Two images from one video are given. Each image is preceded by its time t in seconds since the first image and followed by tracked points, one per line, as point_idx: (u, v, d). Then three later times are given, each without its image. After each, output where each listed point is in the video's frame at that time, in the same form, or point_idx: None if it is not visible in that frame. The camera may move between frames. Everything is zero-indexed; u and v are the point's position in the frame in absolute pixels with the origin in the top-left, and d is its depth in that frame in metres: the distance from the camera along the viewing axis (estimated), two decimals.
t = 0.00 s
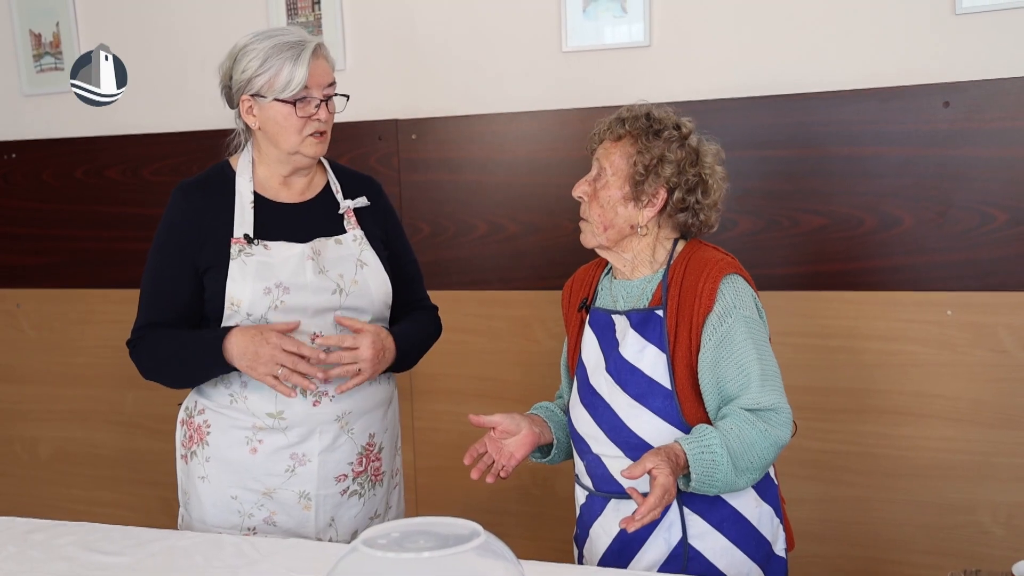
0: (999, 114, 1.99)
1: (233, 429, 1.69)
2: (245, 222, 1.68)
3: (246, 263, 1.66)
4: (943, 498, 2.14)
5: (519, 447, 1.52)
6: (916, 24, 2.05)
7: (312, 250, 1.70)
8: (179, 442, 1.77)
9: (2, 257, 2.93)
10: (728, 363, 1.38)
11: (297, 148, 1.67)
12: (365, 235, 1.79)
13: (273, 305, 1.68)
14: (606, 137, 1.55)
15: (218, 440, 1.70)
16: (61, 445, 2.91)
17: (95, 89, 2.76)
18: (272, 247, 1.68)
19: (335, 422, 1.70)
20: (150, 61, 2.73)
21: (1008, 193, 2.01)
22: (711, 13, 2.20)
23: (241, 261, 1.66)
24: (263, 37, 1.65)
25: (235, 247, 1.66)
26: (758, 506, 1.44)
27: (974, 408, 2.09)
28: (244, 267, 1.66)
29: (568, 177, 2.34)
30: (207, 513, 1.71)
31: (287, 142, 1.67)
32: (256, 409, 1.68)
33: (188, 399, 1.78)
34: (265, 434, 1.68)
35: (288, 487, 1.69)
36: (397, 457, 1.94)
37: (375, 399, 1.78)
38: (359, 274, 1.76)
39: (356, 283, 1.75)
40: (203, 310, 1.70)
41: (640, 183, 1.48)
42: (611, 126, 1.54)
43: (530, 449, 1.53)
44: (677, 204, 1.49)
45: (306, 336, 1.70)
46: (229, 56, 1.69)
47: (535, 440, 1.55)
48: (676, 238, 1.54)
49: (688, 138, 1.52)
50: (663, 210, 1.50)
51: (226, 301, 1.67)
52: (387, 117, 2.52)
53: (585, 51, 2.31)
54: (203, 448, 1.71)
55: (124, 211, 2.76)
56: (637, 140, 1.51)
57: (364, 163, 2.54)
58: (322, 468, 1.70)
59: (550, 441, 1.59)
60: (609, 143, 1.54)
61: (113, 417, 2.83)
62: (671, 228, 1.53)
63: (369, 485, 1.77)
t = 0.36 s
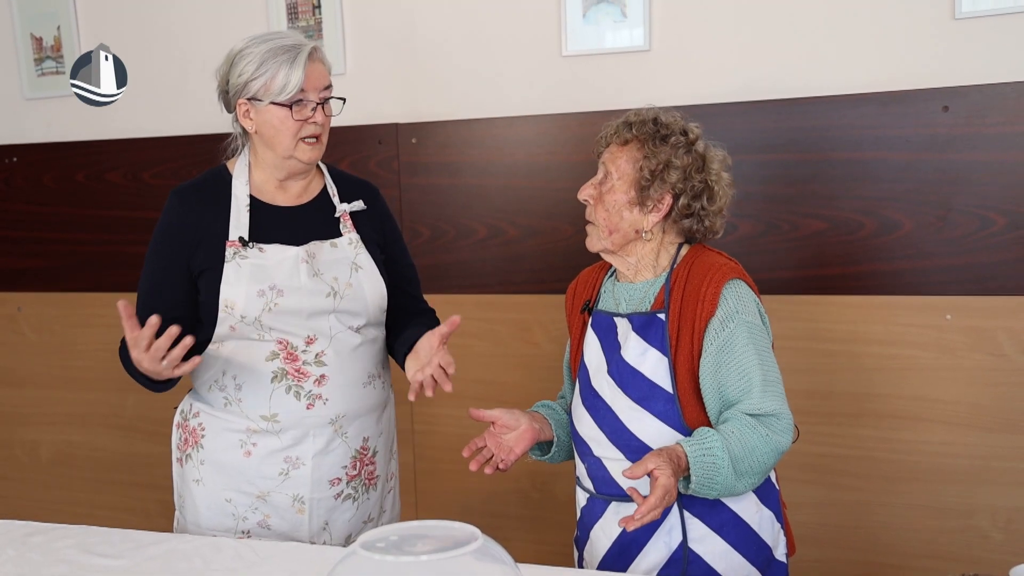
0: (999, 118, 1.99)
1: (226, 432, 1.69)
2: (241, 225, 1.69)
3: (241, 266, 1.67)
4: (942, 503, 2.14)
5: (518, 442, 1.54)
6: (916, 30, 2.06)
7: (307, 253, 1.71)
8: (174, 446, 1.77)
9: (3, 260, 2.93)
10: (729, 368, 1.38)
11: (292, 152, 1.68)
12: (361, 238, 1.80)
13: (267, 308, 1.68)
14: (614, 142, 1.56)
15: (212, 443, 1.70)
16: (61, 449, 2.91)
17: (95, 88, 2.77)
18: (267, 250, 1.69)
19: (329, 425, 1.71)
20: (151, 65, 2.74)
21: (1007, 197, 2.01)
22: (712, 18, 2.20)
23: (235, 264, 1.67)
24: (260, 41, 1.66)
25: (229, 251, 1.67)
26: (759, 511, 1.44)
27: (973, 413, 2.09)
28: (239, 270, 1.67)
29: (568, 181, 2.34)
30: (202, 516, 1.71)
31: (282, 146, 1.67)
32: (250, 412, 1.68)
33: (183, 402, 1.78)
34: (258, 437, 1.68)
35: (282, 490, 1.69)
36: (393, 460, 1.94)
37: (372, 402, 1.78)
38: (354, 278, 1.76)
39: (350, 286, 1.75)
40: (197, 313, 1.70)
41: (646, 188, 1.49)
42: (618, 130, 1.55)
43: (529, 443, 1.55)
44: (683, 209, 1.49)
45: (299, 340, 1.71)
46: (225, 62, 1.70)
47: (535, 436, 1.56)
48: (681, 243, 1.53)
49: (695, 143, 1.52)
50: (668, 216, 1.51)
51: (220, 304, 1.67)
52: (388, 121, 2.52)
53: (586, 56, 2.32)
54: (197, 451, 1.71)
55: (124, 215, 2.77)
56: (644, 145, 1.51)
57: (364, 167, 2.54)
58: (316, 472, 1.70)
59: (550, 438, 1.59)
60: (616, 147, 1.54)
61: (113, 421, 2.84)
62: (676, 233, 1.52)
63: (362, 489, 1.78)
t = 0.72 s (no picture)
0: (998, 121, 1.99)
1: (226, 434, 1.71)
2: (239, 230, 1.69)
3: (240, 270, 1.67)
4: (942, 505, 2.14)
5: (522, 440, 1.54)
6: (916, 32, 2.06)
7: (305, 256, 1.72)
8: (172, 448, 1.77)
9: (3, 262, 2.94)
10: (737, 370, 1.38)
11: (290, 158, 1.68)
12: (358, 241, 1.80)
13: (267, 311, 1.68)
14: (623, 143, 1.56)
15: (212, 445, 1.71)
16: (61, 451, 2.92)
17: (94, 88, 2.78)
18: (265, 254, 1.69)
19: (328, 427, 1.71)
20: (152, 67, 2.74)
21: (1006, 200, 2.01)
22: (711, 21, 2.21)
23: (234, 268, 1.67)
24: (258, 46, 1.66)
25: (228, 255, 1.67)
26: (761, 514, 1.44)
27: (973, 415, 2.09)
28: (238, 274, 1.67)
29: (568, 183, 2.35)
30: (200, 517, 1.72)
31: (281, 151, 1.67)
32: (250, 414, 1.68)
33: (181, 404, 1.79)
34: (258, 439, 1.69)
35: (281, 491, 1.69)
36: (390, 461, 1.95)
37: (372, 403, 1.79)
38: (352, 281, 1.76)
39: (349, 290, 1.75)
40: (195, 318, 1.70)
41: (654, 190, 1.49)
42: (627, 130, 1.55)
43: (532, 442, 1.55)
44: (691, 212, 1.50)
45: (298, 342, 1.71)
46: (223, 63, 1.70)
47: (538, 433, 1.56)
48: (687, 245, 1.54)
49: (704, 147, 1.53)
50: (675, 218, 1.51)
51: (219, 307, 1.67)
52: (388, 123, 2.53)
53: (586, 58, 2.32)
54: (196, 454, 1.73)
55: (124, 216, 2.77)
56: (653, 146, 1.52)
57: (364, 169, 2.55)
58: (315, 473, 1.70)
59: (553, 437, 1.59)
60: (625, 147, 1.54)
61: (113, 423, 2.84)
62: (682, 236, 1.53)
63: (361, 490, 1.78)
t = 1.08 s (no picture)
0: (998, 123, 1.99)
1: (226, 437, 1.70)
2: (239, 230, 1.69)
3: (241, 272, 1.67)
4: (942, 507, 2.14)
5: (537, 435, 1.54)
6: (915, 34, 2.06)
7: (306, 259, 1.72)
8: (170, 450, 1.78)
9: (4, 263, 2.94)
10: (740, 371, 1.38)
11: (291, 156, 1.68)
12: (358, 243, 1.80)
13: (268, 313, 1.68)
14: (637, 141, 1.56)
15: (211, 448, 1.70)
16: (62, 452, 2.92)
17: (94, 88, 2.78)
18: (266, 256, 1.69)
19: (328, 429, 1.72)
20: (152, 69, 2.75)
21: (1006, 202, 2.01)
22: (711, 23, 2.21)
23: (235, 269, 1.67)
24: (250, 47, 1.66)
25: (229, 256, 1.67)
26: (766, 516, 1.43)
27: (973, 417, 2.09)
28: (239, 276, 1.67)
29: (568, 185, 2.35)
30: (198, 519, 1.71)
31: (281, 150, 1.67)
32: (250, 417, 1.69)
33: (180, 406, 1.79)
34: (258, 441, 1.69)
35: (281, 493, 1.69)
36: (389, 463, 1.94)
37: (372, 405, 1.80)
38: (353, 283, 1.77)
39: (350, 292, 1.76)
40: (195, 318, 1.70)
41: (667, 189, 1.49)
42: (643, 129, 1.55)
43: (546, 439, 1.55)
44: (701, 214, 1.50)
45: (299, 344, 1.71)
46: (217, 69, 1.70)
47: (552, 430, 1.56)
48: (694, 247, 1.54)
49: (719, 150, 1.53)
50: (685, 219, 1.51)
51: (220, 309, 1.67)
52: (388, 125, 2.53)
53: (586, 60, 2.32)
54: (194, 455, 1.72)
55: (125, 218, 2.77)
56: (667, 146, 1.51)
57: (364, 171, 2.55)
58: (315, 475, 1.71)
59: (560, 437, 1.60)
60: (640, 145, 1.54)
61: (114, 424, 2.84)
62: (691, 237, 1.53)
63: (360, 492, 1.78)
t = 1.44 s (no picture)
0: (997, 125, 1.99)
1: (224, 438, 1.69)
2: (238, 231, 1.69)
3: (239, 273, 1.67)
4: (942, 509, 2.14)
5: (550, 442, 1.55)
6: (915, 35, 2.06)
7: (305, 260, 1.72)
8: (169, 451, 1.77)
9: (4, 264, 2.94)
10: (748, 375, 1.37)
11: (290, 157, 1.68)
12: (357, 245, 1.80)
13: (267, 315, 1.68)
14: (633, 145, 1.55)
15: (209, 449, 1.70)
16: (62, 454, 2.92)
17: (95, 89, 2.78)
18: (265, 257, 1.69)
19: (326, 431, 1.72)
20: (153, 71, 2.75)
21: (1006, 203, 2.01)
22: (711, 25, 2.21)
23: (234, 270, 1.67)
24: (250, 49, 1.66)
25: (228, 256, 1.67)
26: (767, 517, 1.43)
27: (973, 419, 2.09)
28: (237, 277, 1.67)
29: (568, 187, 2.35)
30: (197, 521, 1.71)
31: (280, 152, 1.67)
32: (246, 419, 1.68)
33: (178, 408, 1.79)
34: (256, 443, 1.69)
35: (279, 495, 1.69)
36: (387, 464, 1.94)
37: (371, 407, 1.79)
38: (351, 284, 1.77)
39: (348, 293, 1.76)
40: (195, 319, 1.70)
41: (665, 192, 1.49)
42: (639, 133, 1.55)
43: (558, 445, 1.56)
44: (701, 216, 1.50)
45: (297, 346, 1.72)
46: (217, 68, 1.70)
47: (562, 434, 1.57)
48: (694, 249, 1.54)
49: (715, 150, 1.52)
50: (685, 221, 1.51)
51: (218, 311, 1.67)
52: (389, 127, 2.53)
53: (586, 62, 2.32)
54: (193, 457, 1.72)
55: (125, 219, 2.77)
56: (663, 149, 1.51)
57: (365, 172, 2.55)
58: (313, 476, 1.70)
59: (566, 441, 1.59)
60: (636, 149, 1.54)
61: (114, 426, 2.84)
62: (691, 239, 1.53)
63: (358, 493, 1.78)
